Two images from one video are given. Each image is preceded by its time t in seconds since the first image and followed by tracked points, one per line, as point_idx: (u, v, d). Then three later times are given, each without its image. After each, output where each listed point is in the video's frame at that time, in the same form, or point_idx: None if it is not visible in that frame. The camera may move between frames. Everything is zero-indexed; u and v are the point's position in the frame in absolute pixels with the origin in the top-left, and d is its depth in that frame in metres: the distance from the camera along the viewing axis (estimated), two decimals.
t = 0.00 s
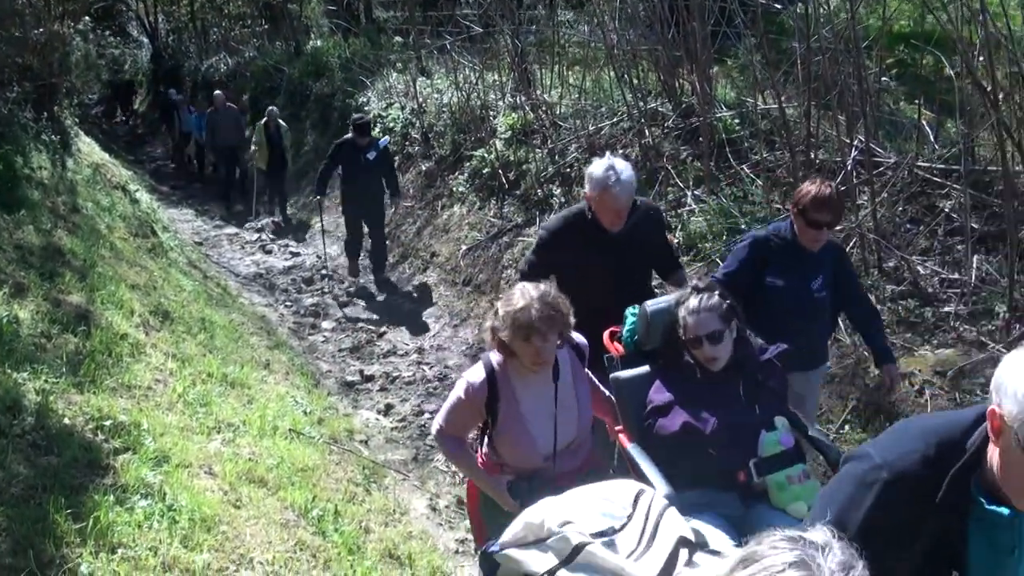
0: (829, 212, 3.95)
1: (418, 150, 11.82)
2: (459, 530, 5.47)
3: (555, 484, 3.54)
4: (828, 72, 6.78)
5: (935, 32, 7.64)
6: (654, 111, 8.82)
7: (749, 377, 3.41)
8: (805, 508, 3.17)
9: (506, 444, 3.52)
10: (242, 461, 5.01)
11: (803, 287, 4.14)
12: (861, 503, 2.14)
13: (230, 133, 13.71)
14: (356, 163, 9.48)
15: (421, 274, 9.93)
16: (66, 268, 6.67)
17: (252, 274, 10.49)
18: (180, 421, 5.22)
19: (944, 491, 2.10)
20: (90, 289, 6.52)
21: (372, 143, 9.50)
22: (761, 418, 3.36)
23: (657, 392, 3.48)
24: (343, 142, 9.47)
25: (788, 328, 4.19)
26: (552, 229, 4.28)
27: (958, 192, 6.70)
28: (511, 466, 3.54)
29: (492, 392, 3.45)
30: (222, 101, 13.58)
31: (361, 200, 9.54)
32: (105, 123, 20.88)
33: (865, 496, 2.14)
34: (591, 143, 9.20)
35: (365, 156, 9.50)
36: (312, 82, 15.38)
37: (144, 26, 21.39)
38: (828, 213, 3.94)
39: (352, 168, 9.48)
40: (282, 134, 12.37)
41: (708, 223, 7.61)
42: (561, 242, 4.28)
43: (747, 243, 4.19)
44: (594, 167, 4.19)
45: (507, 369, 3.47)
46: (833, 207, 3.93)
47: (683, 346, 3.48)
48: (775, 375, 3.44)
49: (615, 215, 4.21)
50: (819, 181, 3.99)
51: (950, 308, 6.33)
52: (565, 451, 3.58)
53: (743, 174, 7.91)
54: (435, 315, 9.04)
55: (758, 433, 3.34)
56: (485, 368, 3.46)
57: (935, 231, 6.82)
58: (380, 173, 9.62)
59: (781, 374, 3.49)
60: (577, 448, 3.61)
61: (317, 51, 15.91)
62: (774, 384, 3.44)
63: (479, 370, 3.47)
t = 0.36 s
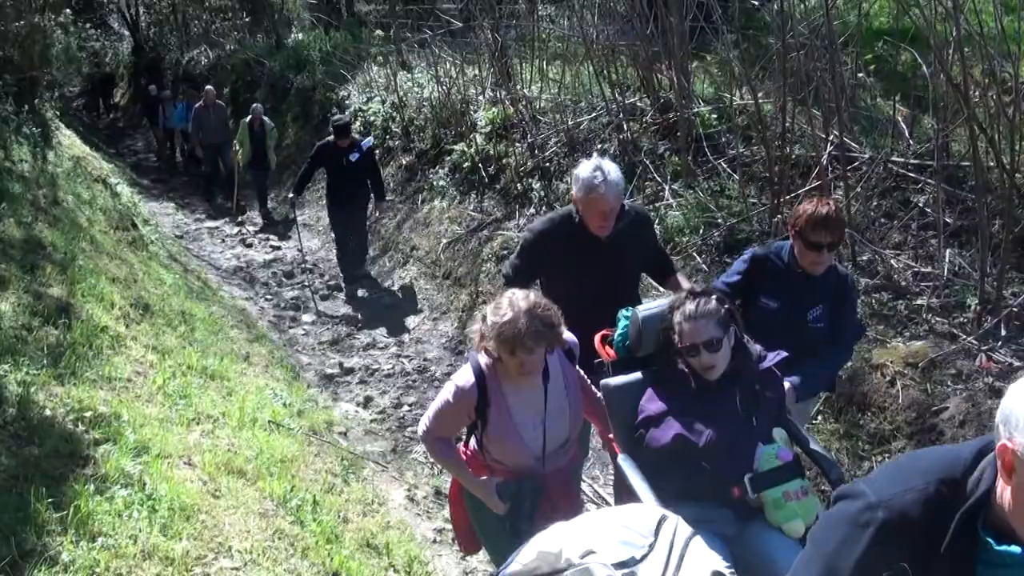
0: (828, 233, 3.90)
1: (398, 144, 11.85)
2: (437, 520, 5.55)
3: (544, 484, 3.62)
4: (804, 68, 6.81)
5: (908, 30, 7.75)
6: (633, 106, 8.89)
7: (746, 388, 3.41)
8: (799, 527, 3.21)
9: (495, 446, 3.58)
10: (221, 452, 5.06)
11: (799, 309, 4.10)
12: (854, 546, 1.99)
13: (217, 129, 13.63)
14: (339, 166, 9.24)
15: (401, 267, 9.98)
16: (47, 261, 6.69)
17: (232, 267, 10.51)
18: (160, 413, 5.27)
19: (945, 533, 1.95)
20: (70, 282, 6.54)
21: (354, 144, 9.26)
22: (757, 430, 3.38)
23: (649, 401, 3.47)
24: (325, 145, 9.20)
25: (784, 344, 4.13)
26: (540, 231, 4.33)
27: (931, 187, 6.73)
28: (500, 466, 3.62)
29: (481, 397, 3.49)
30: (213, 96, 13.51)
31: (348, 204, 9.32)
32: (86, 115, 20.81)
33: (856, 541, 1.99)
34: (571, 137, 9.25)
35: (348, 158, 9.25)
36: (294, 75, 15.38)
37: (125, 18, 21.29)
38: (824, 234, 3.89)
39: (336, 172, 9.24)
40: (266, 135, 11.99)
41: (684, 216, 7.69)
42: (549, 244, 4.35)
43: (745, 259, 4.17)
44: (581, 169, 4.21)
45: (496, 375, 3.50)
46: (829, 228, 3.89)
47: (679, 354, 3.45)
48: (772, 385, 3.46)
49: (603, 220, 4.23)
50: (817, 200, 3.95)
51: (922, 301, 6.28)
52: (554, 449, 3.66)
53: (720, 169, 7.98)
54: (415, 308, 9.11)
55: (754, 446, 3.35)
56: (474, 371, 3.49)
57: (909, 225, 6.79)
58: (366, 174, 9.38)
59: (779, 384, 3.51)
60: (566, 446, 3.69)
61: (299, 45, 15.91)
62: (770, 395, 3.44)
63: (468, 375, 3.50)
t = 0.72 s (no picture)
0: (823, 240, 3.70)
1: (389, 134, 11.90)
2: (424, 506, 5.64)
3: (542, 501, 3.49)
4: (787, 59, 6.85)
5: (891, 23, 7.83)
6: (621, 97, 8.94)
7: (756, 393, 3.24)
8: (810, 541, 3.05)
9: (489, 465, 3.45)
10: (210, 438, 5.14)
11: (787, 313, 3.97)
12: None
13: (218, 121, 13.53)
14: (325, 157, 8.91)
15: (391, 257, 10.05)
16: (38, 250, 6.74)
17: (223, 257, 10.58)
18: (151, 400, 5.35)
19: None
20: (61, 271, 6.60)
21: (340, 132, 8.92)
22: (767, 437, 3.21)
23: (654, 404, 3.29)
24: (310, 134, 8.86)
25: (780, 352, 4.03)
26: (563, 238, 4.14)
27: (914, 177, 6.76)
28: (496, 485, 3.48)
29: (469, 414, 3.37)
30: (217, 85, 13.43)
31: (333, 196, 9.00)
32: (77, 105, 20.81)
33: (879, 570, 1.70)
34: (559, 128, 9.30)
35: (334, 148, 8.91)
36: (285, 65, 15.40)
37: (116, 8, 21.23)
38: (816, 241, 3.71)
39: (322, 162, 8.91)
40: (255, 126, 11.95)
41: (672, 206, 7.73)
42: (571, 253, 4.16)
43: (745, 254, 4.08)
44: (616, 186, 3.93)
45: (485, 391, 3.38)
46: (825, 237, 3.69)
47: (686, 356, 3.29)
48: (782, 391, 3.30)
49: (633, 241, 4.01)
50: (821, 206, 3.73)
51: (904, 290, 6.31)
52: (553, 465, 3.51)
53: (707, 159, 8.04)
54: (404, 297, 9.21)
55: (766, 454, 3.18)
56: (463, 389, 3.38)
57: (892, 216, 6.82)
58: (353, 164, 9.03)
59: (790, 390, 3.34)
60: (564, 460, 3.55)
61: (290, 34, 15.91)
62: (781, 401, 3.29)
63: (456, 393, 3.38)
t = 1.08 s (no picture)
0: (868, 251, 3.31)
1: (388, 124, 11.93)
2: (420, 492, 5.69)
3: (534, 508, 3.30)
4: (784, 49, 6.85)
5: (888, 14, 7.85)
6: (619, 87, 8.95)
7: (791, 408, 2.83)
8: None
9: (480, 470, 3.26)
10: (208, 424, 5.20)
11: (823, 330, 3.55)
12: None
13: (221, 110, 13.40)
14: (327, 151, 8.67)
15: (390, 246, 10.10)
16: (38, 237, 6.79)
17: (222, 246, 10.62)
18: (149, 386, 5.40)
19: None
20: (61, 259, 6.65)
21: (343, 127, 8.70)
22: (800, 458, 2.79)
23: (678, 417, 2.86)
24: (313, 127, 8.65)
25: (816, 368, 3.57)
26: (583, 235, 3.94)
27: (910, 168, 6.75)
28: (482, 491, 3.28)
29: (457, 416, 3.20)
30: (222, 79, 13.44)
31: (333, 191, 8.74)
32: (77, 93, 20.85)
33: None
34: (558, 118, 9.31)
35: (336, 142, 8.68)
36: (285, 54, 15.42)
37: None
38: (863, 251, 3.31)
39: (323, 156, 8.66)
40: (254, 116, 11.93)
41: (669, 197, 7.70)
42: (591, 251, 3.95)
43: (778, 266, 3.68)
44: (644, 182, 3.68)
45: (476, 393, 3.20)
46: (869, 248, 3.29)
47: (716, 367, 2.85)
48: (821, 411, 2.85)
49: (659, 240, 3.76)
50: (865, 214, 3.35)
51: (898, 281, 6.28)
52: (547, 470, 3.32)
53: (704, 150, 8.00)
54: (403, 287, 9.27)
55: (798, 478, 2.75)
56: (452, 389, 3.21)
57: (887, 207, 6.79)
58: (355, 161, 8.76)
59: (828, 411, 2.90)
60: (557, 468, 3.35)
61: (290, 23, 15.93)
62: (821, 421, 2.85)
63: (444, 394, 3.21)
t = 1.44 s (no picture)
0: (930, 273, 3.05)
1: (413, 114, 11.99)
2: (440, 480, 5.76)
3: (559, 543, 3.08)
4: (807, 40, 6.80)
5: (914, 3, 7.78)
6: (643, 78, 8.91)
7: (855, 444, 2.54)
8: None
9: (500, 498, 3.07)
10: (231, 411, 5.29)
11: (880, 350, 3.30)
12: None
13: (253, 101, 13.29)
14: (359, 143, 8.68)
15: (414, 237, 10.17)
16: (65, 227, 6.92)
17: (248, 236, 10.74)
18: (173, 373, 5.51)
19: None
20: (87, 248, 6.77)
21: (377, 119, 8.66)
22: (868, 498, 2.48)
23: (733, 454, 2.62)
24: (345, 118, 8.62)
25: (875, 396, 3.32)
26: (622, 253, 3.83)
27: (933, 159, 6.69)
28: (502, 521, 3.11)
29: (472, 447, 3.00)
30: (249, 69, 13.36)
31: (364, 183, 8.77)
32: (107, 84, 21.11)
33: None
34: (581, 109, 9.30)
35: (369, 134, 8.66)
36: (311, 45, 15.52)
37: None
38: (924, 273, 3.05)
39: (356, 148, 8.67)
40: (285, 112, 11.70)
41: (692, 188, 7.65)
42: (630, 271, 3.83)
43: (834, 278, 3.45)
44: (683, 198, 3.55)
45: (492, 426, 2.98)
46: (931, 269, 3.04)
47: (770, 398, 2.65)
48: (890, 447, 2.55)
49: (698, 261, 3.63)
50: (930, 230, 3.09)
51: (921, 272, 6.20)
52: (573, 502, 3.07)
53: (728, 140, 7.92)
54: (427, 277, 9.35)
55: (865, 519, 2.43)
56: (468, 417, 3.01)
57: (910, 197, 6.75)
58: (388, 151, 8.79)
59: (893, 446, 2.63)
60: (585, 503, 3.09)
61: (316, 14, 16.03)
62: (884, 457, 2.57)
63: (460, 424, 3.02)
